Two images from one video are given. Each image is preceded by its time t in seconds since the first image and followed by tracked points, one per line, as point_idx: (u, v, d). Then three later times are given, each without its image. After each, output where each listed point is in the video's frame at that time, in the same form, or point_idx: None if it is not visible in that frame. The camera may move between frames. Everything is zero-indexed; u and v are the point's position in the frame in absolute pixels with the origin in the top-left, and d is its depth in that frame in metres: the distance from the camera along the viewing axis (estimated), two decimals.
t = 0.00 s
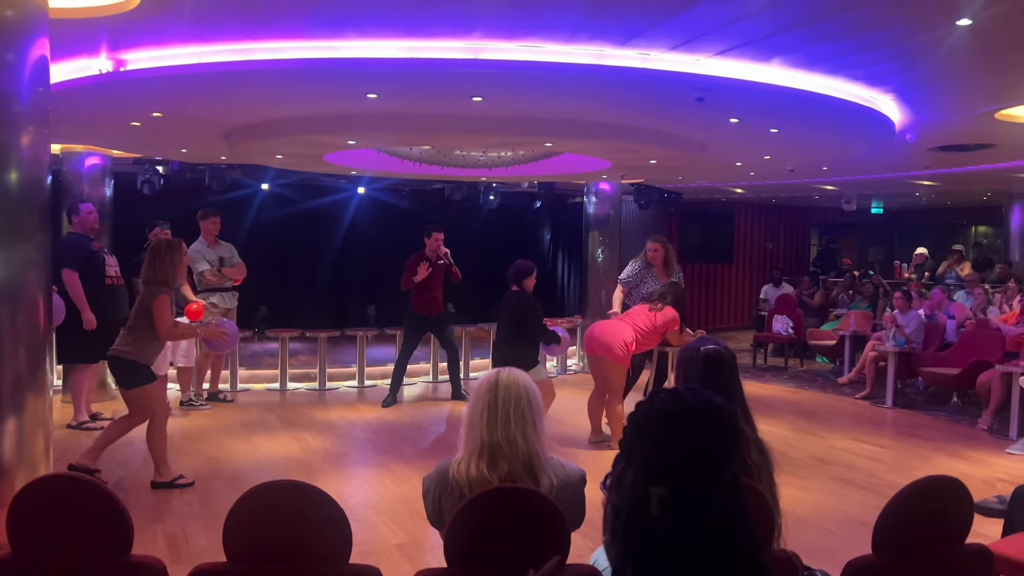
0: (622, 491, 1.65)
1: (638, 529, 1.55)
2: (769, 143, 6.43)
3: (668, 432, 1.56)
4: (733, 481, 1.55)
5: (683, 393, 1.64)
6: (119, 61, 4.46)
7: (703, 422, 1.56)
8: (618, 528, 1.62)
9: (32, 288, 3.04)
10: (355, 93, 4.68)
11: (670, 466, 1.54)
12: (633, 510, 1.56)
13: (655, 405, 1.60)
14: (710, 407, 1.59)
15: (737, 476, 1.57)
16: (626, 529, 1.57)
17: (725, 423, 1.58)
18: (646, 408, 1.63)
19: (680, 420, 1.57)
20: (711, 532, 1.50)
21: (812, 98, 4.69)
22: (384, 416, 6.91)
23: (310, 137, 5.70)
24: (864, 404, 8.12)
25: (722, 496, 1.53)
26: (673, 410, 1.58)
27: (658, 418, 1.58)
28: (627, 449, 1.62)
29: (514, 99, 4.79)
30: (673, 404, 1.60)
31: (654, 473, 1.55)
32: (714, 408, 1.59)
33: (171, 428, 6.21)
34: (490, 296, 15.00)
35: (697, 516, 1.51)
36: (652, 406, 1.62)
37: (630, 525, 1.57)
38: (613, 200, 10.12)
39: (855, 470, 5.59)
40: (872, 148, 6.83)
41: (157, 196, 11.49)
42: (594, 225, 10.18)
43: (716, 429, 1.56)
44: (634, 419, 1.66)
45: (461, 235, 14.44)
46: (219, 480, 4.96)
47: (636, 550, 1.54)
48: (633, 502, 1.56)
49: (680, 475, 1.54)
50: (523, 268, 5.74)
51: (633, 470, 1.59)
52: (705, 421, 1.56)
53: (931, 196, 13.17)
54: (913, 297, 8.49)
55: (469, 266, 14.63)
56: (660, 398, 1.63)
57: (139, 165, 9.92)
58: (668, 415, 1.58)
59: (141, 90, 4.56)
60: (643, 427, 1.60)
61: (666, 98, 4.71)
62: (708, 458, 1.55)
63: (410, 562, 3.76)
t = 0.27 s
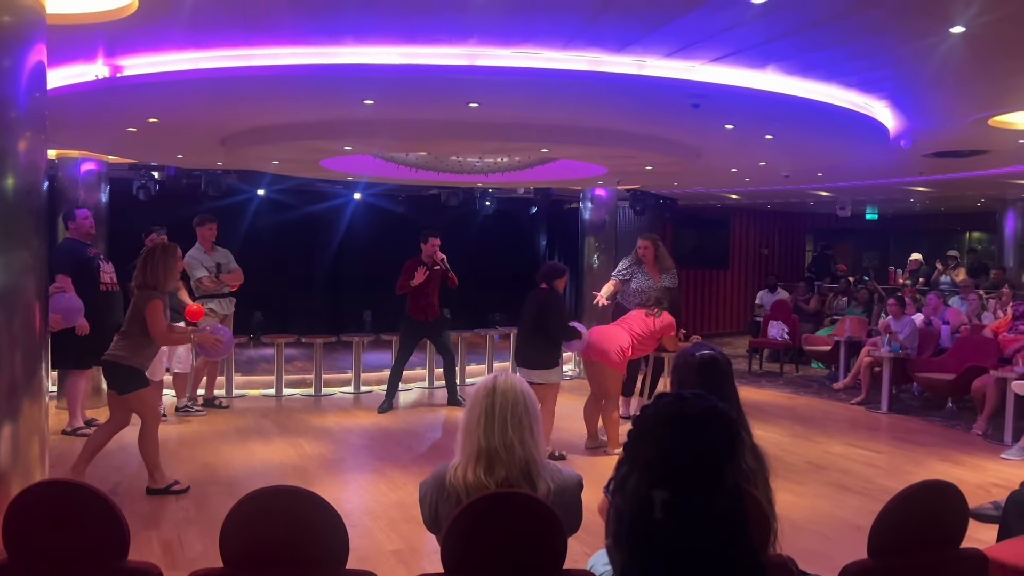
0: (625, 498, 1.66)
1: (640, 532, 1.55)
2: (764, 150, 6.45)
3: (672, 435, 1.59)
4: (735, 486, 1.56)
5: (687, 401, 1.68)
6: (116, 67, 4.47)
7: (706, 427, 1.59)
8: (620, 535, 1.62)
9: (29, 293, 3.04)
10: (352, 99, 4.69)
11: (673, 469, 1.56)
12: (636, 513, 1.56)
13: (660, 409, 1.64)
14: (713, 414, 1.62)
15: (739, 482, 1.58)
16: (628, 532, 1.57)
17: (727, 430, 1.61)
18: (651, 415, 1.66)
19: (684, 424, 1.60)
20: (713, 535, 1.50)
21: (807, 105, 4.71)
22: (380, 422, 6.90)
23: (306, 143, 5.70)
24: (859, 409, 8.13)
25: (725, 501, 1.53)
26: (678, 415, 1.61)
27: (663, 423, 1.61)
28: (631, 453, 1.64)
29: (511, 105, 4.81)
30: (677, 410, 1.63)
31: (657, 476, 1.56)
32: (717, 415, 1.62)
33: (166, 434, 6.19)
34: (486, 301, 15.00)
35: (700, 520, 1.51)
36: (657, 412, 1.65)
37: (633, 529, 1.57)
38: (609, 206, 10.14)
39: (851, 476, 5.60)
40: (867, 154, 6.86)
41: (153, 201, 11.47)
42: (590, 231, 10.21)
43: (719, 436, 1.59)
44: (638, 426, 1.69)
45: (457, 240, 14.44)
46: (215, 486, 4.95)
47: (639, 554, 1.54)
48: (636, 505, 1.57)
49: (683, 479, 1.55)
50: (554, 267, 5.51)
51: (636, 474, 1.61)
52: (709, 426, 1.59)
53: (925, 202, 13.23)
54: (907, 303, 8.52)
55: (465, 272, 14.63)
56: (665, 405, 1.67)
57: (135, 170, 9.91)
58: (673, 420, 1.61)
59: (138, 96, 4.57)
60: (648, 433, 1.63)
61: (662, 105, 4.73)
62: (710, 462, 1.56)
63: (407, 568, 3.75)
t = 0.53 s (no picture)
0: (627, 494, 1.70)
1: (643, 530, 1.59)
2: (759, 155, 6.47)
3: (674, 434, 1.61)
4: (735, 483, 1.60)
5: (688, 397, 1.69)
6: (112, 71, 4.47)
7: (706, 426, 1.61)
8: (623, 530, 1.67)
9: (24, 297, 3.03)
10: (348, 104, 4.69)
11: (673, 468, 1.59)
12: (638, 511, 1.60)
13: (661, 408, 1.65)
14: (714, 412, 1.64)
15: (739, 479, 1.61)
16: (631, 529, 1.61)
17: (728, 427, 1.63)
18: (652, 413, 1.69)
19: (686, 423, 1.62)
20: (713, 534, 1.54)
21: (802, 110, 4.73)
22: (375, 426, 6.89)
23: (302, 147, 5.71)
24: (854, 414, 8.15)
25: (725, 497, 1.57)
26: (678, 414, 1.63)
27: (664, 422, 1.64)
28: (633, 451, 1.67)
29: (506, 110, 4.81)
30: (679, 408, 1.65)
31: (658, 476, 1.60)
32: (718, 413, 1.64)
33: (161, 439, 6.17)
34: (481, 306, 15.01)
35: (700, 517, 1.55)
36: (659, 411, 1.67)
37: (635, 527, 1.61)
38: (605, 211, 10.15)
39: (846, 480, 5.61)
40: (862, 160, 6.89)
41: (148, 206, 11.45)
42: (585, 236, 10.22)
43: (719, 434, 1.61)
44: (641, 422, 1.71)
45: (452, 245, 14.43)
46: (209, 490, 4.94)
47: (642, 550, 1.59)
48: (638, 503, 1.61)
49: (684, 478, 1.58)
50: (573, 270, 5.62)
51: (638, 472, 1.64)
52: (710, 424, 1.61)
53: (919, 208, 13.29)
54: (901, 308, 8.56)
55: (460, 275, 14.62)
56: (666, 403, 1.68)
57: (130, 174, 9.90)
58: (674, 418, 1.63)
59: (134, 100, 4.57)
60: (649, 432, 1.65)
61: (658, 110, 4.74)
62: (711, 460, 1.59)
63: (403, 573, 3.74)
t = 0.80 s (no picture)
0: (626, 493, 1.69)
1: (642, 529, 1.58)
2: (754, 157, 6.48)
3: (673, 434, 1.60)
4: (734, 484, 1.59)
5: (687, 397, 1.68)
6: (105, 69, 4.45)
7: (705, 426, 1.59)
8: (622, 530, 1.66)
9: (14, 296, 3.01)
10: (342, 104, 4.68)
11: (672, 468, 1.58)
12: (636, 511, 1.60)
13: (660, 408, 1.64)
14: (713, 412, 1.63)
15: (737, 479, 1.61)
16: (630, 529, 1.61)
17: (727, 428, 1.62)
18: (651, 412, 1.67)
19: (685, 423, 1.61)
20: (712, 534, 1.53)
21: (796, 112, 4.74)
22: (368, 427, 6.87)
23: (295, 147, 5.69)
24: (848, 416, 8.16)
25: (724, 498, 1.57)
26: (678, 414, 1.62)
27: (663, 422, 1.62)
28: (632, 450, 1.66)
29: (501, 111, 4.80)
30: (678, 408, 1.64)
31: (657, 475, 1.59)
32: (718, 413, 1.63)
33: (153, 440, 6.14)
34: (476, 307, 14.99)
35: (699, 518, 1.55)
36: (658, 410, 1.66)
37: (634, 527, 1.60)
38: (599, 212, 10.16)
39: (839, 482, 5.61)
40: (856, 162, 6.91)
41: (141, 206, 11.42)
42: (580, 237, 10.23)
43: (718, 434, 1.60)
44: (639, 422, 1.70)
45: (447, 246, 14.41)
46: (201, 492, 4.91)
47: (640, 550, 1.58)
48: (637, 503, 1.60)
49: (683, 478, 1.57)
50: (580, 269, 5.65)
51: (636, 472, 1.63)
52: (709, 424, 1.60)
53: (913, 210, 13.32)
54: (895, 310, 8.57)
55: (454, 276, 14.61)
56: (666, 403, 1.67)
57: (124, 174, 9.86)
58: (672, 417, 1.62)
59: (127, 99, 4.55)
60: (648, 431, 1.64)
61: (652, 111, 4.74)
62: (711, 460, 1.58)
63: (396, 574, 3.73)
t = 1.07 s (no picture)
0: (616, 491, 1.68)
1: (632, 526, 1.57)
2: (748, 156, 6.49)
3: (666, 432, 1.59)
4: (725, 483, 1.58)
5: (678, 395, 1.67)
6: (96, 65, 4.42)
7: (698, 423, 1.59)
8: (613, 528, 1.64)
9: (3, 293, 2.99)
10: (335, 101, 4.67)
11: (664, 466, 1.57)
12: (627, 508, 1.58)
13: (652, 405, 1.63)
14: (705, 411, 1.62)
15: (728, 478, 1.60)
16: (621, 526, 1.59)
17: (719, 426, 1.62)
18: (643, 409, 1.66)
19: (677, 421, 1.59)
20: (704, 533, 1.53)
21: (789, 112, 4.74)
22: (361, 426, 6.85)
23: (288, 144, 5.66)
24: (840, 415, 8.17)
25: (715, 497, 1.56)
26: (670, 411, 1.61)
27: (656, 418, 1.61)
28: (623, 448, 1.64)
29: (495, 109, 4.79)
30: (670, 406, 1.62)
31: (649, 472, 1.58)
32: (710, 411, 1.63)
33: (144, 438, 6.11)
34: (469, 306, 14.98)
35: (691, 516, 1.54)
36: (650, 407, 1.65)
37: (624, 525, 1.58)
38: (593, 212, 10.16)
39: (832, 482, 5.62)
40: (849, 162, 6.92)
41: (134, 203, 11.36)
42: (574, 237, 10.22)
43: (711, 432, 1.59)
44: (630, 419, 1.68)
45: (441, 245, 14.39)
46: (193, 490, 4.89)
47: (631, 548, 1.56)
48: (628, 500, 1.59)
49: (675, 475, 1.56)
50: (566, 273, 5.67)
51: (628, 469, 1.61)
52: (701, 422, 1.59)
53: (906, 211, 13.37)
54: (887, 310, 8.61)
55: (448, 275, 14.59)
56: (658, 400, 1.66)
57: (116, 171, 9.81)
58: (665, 415, 1.61)
59: (119, 95, 4.52)
60: (640, 429, 1.62)
61: (646, 110, 4.74)
62: (702, 459, 1.57)
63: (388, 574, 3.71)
